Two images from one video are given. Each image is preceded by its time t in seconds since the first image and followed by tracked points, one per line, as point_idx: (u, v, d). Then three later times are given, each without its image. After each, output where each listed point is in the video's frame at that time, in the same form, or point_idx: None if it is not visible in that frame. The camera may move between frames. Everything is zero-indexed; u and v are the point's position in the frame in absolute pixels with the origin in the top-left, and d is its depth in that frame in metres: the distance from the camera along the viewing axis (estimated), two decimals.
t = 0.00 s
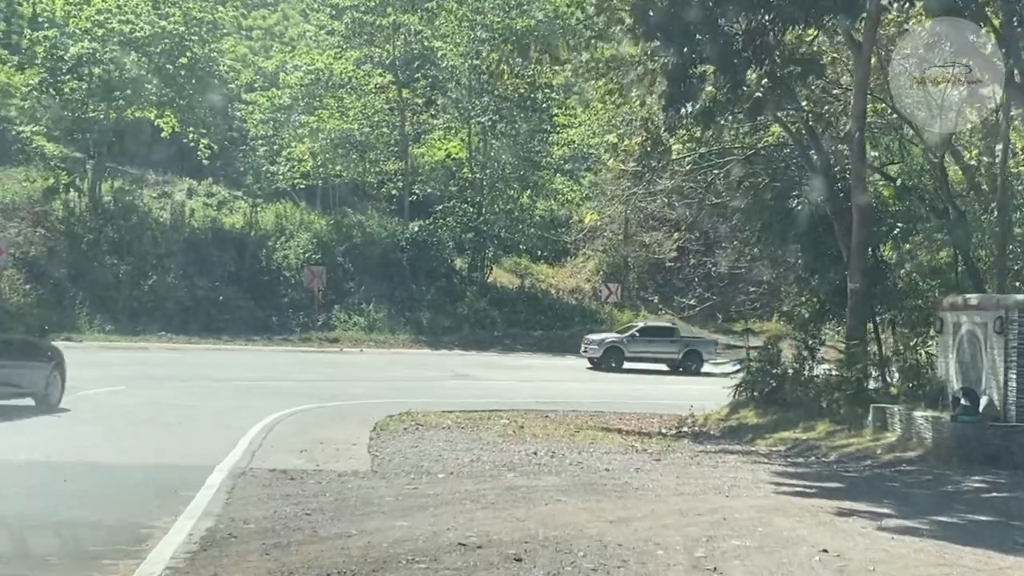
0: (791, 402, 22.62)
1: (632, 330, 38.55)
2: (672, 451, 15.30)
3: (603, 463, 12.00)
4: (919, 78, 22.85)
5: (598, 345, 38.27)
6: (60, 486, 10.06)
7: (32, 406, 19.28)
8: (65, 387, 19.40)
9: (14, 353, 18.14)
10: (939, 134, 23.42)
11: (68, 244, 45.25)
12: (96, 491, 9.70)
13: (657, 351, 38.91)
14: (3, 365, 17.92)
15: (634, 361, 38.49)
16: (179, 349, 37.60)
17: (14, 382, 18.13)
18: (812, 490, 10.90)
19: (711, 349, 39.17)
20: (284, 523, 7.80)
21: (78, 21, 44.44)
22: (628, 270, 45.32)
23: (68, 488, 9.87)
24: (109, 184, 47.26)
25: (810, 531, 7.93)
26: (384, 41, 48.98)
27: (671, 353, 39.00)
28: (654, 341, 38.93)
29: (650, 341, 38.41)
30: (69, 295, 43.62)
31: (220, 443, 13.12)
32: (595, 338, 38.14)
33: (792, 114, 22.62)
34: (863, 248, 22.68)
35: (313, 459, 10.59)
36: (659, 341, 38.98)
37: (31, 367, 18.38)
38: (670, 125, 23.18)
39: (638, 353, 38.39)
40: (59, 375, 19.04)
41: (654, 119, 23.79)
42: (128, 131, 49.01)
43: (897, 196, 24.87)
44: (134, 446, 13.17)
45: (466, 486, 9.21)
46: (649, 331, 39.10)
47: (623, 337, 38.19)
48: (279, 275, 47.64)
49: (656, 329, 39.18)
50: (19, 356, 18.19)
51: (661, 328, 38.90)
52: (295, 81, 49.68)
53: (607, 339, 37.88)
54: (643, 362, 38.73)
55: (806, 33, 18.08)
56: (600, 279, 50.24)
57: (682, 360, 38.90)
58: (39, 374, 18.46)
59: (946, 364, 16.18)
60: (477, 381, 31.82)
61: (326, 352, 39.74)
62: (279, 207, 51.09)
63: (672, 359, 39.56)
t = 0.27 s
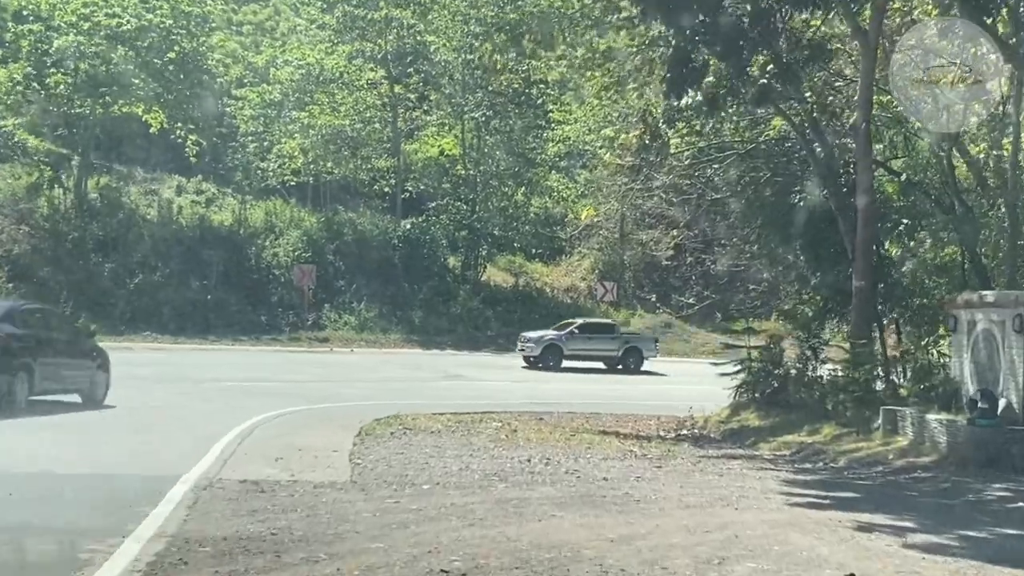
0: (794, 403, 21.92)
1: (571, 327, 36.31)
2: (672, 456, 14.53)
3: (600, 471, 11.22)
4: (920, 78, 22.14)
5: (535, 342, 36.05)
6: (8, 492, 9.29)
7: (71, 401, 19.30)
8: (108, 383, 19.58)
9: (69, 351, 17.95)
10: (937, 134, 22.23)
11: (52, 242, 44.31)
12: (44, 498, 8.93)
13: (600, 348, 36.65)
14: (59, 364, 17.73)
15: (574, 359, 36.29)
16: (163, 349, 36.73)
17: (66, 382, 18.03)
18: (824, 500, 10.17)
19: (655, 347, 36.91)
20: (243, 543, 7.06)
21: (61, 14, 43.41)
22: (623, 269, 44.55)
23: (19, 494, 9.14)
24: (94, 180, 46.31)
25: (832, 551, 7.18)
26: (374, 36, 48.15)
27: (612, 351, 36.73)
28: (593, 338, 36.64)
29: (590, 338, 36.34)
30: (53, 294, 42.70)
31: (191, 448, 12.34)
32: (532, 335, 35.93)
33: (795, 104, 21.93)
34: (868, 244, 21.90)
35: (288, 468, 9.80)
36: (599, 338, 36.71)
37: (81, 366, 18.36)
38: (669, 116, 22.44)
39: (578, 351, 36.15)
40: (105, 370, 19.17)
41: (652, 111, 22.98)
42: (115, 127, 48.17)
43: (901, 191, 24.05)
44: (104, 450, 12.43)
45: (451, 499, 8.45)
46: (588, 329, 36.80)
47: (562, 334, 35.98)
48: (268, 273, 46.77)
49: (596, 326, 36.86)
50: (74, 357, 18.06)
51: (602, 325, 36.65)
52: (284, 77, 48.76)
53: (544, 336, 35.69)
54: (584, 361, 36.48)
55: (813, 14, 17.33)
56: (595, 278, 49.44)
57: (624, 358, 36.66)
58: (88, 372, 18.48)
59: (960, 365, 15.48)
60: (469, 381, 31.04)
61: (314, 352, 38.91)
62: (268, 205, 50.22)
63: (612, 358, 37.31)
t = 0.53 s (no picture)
0: (795, 406, 21.37)
1: (508, 324, 35.45)
2: (669, 460, 13.96)
3: (595, 477, 10.58)
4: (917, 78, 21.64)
5: (468, 339, 34.84)
6: None
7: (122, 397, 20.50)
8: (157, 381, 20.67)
9: (122, 352, 19.32)
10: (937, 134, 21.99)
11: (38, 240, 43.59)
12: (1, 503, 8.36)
13: (536, 346, 35.95)
14: (111, 364, 19.10)
15: (510, 356, 35.53)
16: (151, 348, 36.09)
17: (119, 380, 19.36)
18: (833, 509, 9.58)
19: (591, 344, 36.55)
20: (201, 562, 6.46)
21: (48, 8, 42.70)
22: (619, 267, 43.98)
23: None
24: (81, 177, 45.63)
25: (847, 571, 6.60)
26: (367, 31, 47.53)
27: (549, 349, 36.25)
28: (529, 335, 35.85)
29: (527, 335, 35.55)
30: (39, 292, 42.02)
31: (166, 452, 11.75)
32: (467, 333, 34.70)
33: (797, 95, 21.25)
34: (872, 241, 21.20)
35: (263, 477, 9.17)
36: (534, 336, 36.00)
37: (136, 365, 19.73)
38: (668, 107, 21.78)
39: (516, 349, 35.43)
40: (155, 370, 20.30)
41: (649, 103, 22.22)
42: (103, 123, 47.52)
43: (904, 188, 23.37)
44: (75, 452, 11.84)
45: (434, 512, 7.84)
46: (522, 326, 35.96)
47: (499, 332, 35.09)
48: (259, 272, 46.13)
49: (532, 322, 36.09)
50: (128, 357, 19.48)
51: (537, 322, 35.93)
52: (275, 73, 48.13)
53: (480, 335, 34.56)
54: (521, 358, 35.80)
55: None
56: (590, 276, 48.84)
57: (562, 356, 36.28)
58: (142, 371, 19.77)
59: (971, 364, 14.87)
60: (462, 381, 30.44)
61: (305, 351, 38.28)
62: (259, 202, 49.58)
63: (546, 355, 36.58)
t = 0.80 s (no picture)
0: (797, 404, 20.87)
1: (443, 320, 33.88)
2: (669, 464, 13.40)
3: (593, 484, 10.00)
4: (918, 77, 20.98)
5: (401, 337, 33.13)
6: None
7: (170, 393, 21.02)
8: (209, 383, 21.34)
9: (172, 354, 19.92)
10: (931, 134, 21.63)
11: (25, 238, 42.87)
12: None
13: (472, 343, 34.47)
14: (162, 365, 19.70)
15: (444, 354, 33.95)
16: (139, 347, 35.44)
17: (169, 380, 19.97)
18: (845, 518, 9.04)
19: (529, 341, 35.22)
20: None
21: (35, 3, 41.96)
22: (615, 265, 43.36)
23: None
24: (69, 174, 44.92)
25: None
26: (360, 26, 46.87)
27: (485, 347, 34.77)
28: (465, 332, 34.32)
29: (463, 332, 34.07)
30: (26, 291, 41.33)
31: (141, 457, 11.17)
32: (401, 330, 33.02)
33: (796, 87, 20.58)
34: (875, 237, 20.60)
35: (237, 486, 8.57)
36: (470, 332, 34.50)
37: (187, 366, 20.32)
38: (665, 100, 21.17)
39: (453, 347, 33.93)
40: (206, 373, 20.91)
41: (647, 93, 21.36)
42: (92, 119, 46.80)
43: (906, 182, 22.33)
44: (46, 458, 11.25)
45: (416, 526, 7.26)
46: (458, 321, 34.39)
47: (433, 329, 33.52)
48: (249, 270, 45.47)
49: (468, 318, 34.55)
50: (179, 358, 20.11)
51: (474, 318, 34.42)
52: (266, 69, 47.44)
53: (414, 331, 32.93)
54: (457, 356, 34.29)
55: None
56: (586, 274, 48.23)
57: (500, 354, 34.91)
58: (192, 372, 20.35)
59: (983, 363, 14.29)
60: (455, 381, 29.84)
61: (296, 351, 37.64)
62: (250, 200, 48.90)
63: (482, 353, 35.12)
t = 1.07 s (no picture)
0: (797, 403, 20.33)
1: (376, 317, 32.86)
2: (669, 467, 12.89)
3: (591, 491, 9.48)
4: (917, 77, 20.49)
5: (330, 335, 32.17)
6: None
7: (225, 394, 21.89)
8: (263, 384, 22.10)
9: (224, 359, 20.73)
10: (933, 133, 20.75)
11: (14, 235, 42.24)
12: None
13: (406, 341, 33.39)
14: (215, 368, 20.55)
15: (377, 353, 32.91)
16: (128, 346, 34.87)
17: (222, 381, 20.82)
18: (858, 527, 8.55)
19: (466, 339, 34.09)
20: None
21: None
22: (612, 263, 42.86)
23: None
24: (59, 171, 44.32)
25: None
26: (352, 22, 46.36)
27: (420, 344, 33.65)
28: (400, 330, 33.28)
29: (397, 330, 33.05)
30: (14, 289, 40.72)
31: (116, 463, 10.63)
32: (331, 326, 32.00)
33: (796, 78, 20.05)
34: (878, 232, 20.03)
35: (211, 495, 8.03)
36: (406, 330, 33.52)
37: (240, 368, 21.11)
38: (664, 92, 20.60)
39: (386, 344, 32.82)
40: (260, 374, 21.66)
41: (645, 86, 20.79)
42: (82, 115, 46.20)
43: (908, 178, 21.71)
44: (16, 463, 10.70)
45: (401, 541, 6.74)
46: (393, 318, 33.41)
47: (366, 327, 32.50)
48: (241, 268, 44.90)
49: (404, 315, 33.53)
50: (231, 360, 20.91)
51: (410, 315, 33.42)
52: (258, 65, 46.86)
53: (344, 329, 31.92)
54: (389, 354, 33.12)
55: None
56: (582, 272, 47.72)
57: (433, 351, 33.74)
58: (244, 374, 21.12)
59: (994, 363, 13.79)
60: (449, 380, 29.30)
61: (288, 350, 37.09)
62: (242, 197, 48.34)
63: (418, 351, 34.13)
